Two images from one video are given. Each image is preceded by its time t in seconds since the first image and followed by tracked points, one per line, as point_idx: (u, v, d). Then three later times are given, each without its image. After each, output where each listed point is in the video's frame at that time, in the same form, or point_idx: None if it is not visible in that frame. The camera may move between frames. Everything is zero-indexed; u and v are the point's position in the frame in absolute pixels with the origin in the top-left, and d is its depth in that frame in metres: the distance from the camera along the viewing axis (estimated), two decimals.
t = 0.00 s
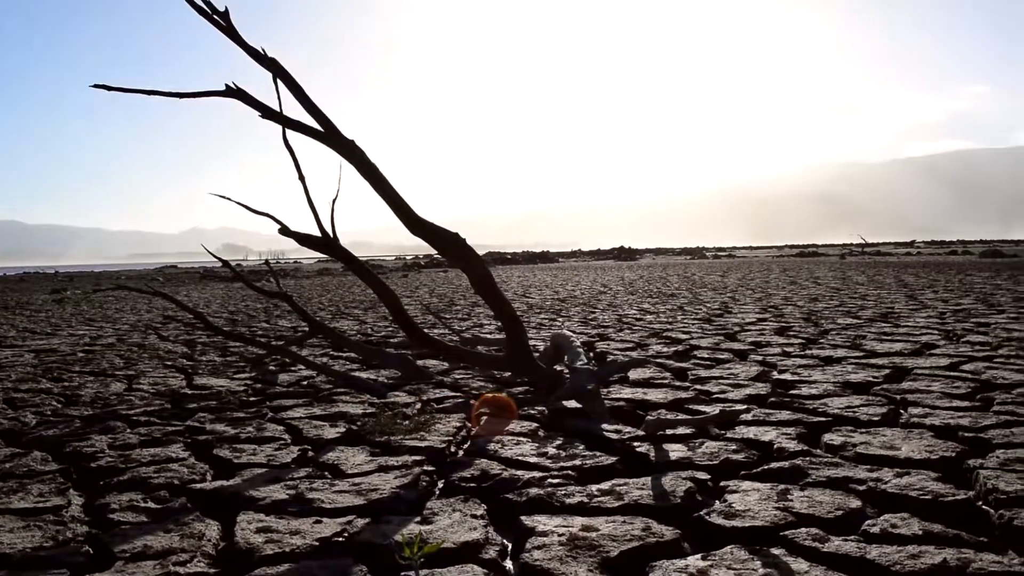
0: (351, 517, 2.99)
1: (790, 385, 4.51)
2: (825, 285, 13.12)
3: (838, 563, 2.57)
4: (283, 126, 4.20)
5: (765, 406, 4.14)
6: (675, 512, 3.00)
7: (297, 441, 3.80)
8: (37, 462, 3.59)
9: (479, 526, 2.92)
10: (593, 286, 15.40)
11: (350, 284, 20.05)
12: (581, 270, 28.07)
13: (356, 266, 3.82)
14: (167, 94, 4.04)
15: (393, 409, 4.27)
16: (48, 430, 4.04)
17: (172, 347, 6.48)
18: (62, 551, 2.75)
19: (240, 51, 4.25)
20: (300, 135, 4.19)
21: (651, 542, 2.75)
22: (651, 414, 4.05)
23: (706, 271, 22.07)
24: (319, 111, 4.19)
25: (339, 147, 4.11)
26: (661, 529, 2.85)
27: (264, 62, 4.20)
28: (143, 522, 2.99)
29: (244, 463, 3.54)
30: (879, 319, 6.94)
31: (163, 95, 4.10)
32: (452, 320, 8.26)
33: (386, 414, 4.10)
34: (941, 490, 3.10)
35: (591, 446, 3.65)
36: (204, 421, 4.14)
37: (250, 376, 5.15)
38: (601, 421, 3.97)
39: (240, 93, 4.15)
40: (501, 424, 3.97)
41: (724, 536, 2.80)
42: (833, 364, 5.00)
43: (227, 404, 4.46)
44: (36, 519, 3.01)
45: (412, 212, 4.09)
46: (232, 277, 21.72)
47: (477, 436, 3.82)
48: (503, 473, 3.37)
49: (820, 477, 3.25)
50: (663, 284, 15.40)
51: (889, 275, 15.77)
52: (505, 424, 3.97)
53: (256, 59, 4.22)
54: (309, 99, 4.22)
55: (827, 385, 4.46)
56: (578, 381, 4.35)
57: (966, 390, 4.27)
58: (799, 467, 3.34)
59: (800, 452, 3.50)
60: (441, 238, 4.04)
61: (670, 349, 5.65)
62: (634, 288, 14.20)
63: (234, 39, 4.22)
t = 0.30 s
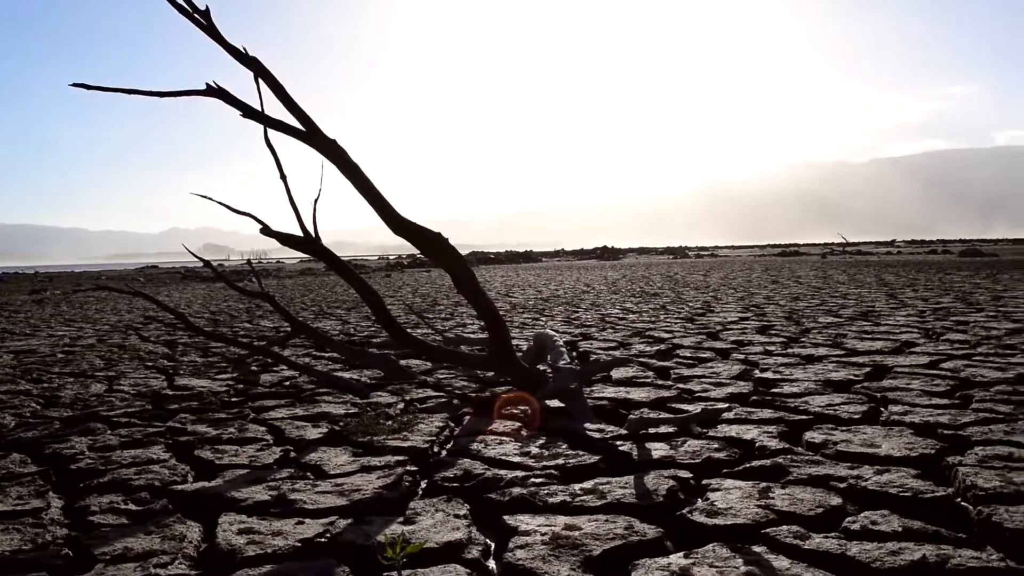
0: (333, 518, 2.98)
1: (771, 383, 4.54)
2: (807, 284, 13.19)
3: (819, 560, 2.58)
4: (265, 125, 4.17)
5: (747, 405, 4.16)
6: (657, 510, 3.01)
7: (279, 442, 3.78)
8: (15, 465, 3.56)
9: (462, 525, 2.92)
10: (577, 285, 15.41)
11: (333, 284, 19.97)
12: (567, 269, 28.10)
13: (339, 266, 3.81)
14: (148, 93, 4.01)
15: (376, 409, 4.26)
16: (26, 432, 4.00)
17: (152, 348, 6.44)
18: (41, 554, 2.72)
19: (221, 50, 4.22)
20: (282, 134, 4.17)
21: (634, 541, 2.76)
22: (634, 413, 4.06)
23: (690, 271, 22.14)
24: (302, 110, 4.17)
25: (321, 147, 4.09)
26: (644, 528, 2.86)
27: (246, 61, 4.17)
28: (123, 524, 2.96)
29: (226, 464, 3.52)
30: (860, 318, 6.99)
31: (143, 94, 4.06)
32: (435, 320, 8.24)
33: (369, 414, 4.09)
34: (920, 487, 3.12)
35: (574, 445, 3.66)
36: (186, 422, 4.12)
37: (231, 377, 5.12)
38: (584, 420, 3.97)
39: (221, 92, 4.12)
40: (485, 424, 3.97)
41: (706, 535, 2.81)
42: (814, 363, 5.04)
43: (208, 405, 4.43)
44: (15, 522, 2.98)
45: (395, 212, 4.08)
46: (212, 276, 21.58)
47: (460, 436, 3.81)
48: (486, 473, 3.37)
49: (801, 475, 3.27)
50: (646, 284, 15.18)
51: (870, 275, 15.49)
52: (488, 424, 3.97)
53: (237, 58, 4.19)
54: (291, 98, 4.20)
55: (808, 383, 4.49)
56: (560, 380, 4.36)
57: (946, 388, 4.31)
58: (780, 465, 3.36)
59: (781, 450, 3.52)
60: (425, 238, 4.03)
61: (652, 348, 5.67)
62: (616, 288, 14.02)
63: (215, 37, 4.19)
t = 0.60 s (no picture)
0: (315, 518, 2.97)
1: (752, 381, 4.57)
2: (788, 283, 13.25)
3: (799, 557, 2.60)
4: (246, 124, 4.15)
5: (727, 403, 4.18)
6: (639, 508, 3.02)
7: (260, 442, 3.77)
8: None
9: (444, 525, 2.92)
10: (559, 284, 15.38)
11: (316, 284, 19.88)
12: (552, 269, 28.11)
13: (320, 265, 3.79)
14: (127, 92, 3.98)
15: (358, 409, 4.25)
16: (4, 434, 3.96)
17: (132, 348, 6.39)
18: (19, 557, 2.69)
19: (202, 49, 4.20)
20: (263, 133, 4.15)
21: (615, 539, 2.77)
22: (616, 411, 4.07)
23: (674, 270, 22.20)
24: (283, 109, 4.15)
25: (302, 146, 4.07)
26: (625, 526, 2.87)
27: (226, 59, 4.15)
28: (103, 526, 2.94)
29: (206, 465, 3.50)
30: (839, 316, 7.03)
31: (122, 93, 4.03)
32: (418, 320, 8.23)
33: (350, 414, 4.08)
34: (899, 484, 3.15)
35: (556, 444, 3.67)
36: (165, 422, 4.09)
37: (212, 377, 5.09)
38: (565, 419, 3.98)
39: (201, 90, 4.10)
40: (466, 423, 3.97)
41: (687, 532, 2.82)
42: (794, 361, 5.07)
43: (189, 405, 4.41)
44: None
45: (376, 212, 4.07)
46: (192, 276, 21.39)
47: (441, 435, 3.81)
48: (467, 472, 3.37)
49: (781, 472, 3.29)
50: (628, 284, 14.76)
51: (849, 275, 15.10)
52: (470, 423, 3.97)
53: (217, 56, 4.16)
54: (272, 97, 4.18)
55: (788, 381, 4.52)
56: (542, 379, 4.36)
57: (924, 385, 4.35)
58: (760, 463, 3.38)
59: (761, 447, 3.54)
60: (406, 238, 4.03)
61: (634, 347, 5.68)
62: (598, 288, 13.67)
63: (195, 36, 4.17)
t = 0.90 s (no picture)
0: (296, 519, 2.96)
1: (733, 380, 4.59)
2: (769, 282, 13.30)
3: (780, 554, 2.61)
4: (226, 123, 4.13)
5: (709, 401, 4.20)
6: (621, 507, 3.03)
7: (241, 443, 3.75)
8: None
9: (426, 525, 2.91)
10: (542, 284, 15.38)
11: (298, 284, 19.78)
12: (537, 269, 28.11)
13: (302, 265, 3.78)
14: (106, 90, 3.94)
15: (340, 408, 4.23)
16: None
17: (111, 349, 6.34)
18: None
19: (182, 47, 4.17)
20: (244, 132, 4.13)
21: (597, 538, 2.77)
22: (598, 410, 4.08)
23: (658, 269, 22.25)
24: (263, 107, 4.13)
25: (283, 145, 4.06)
26: (607, 525, 2.88)
27: (206, 58, 4.12)
28: (82, 528, 2.92)
29: (187, 465, 3.47)
30: (819, 315, 7.09)
31: (100, 91, 4.00)
32: (401, 319, 8.21)
33: (332, 414, 4.06)
34: (878, 481, 3.17)
35: (538, 443, 3.67)
36: (146, 423, 4.06)
37: (192, 378, 5.06)
38: (548, 418, 3.98)
39: (181, 90, 4.07)
40: (448, 423, 3.96)
41: (669, 530, 2.83)
42: (775, 359, 5.10)
43: (169, 406, 4.38)
44: None
45: (358, 212, 4.06)
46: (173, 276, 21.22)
47: (423, 435, 3.80)
48: (449, 472, 3.37)
49: (762, 470, 3.31)
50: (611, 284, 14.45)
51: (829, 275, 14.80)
52: (452, 423, 3.96)
53: (197, 54, 4.14)
54: (252, 96, 4.16)
55: (769, 379, 4.55)
56: (524, 379, 4.36)
57: (903, 383, 4.39)
58: (742, 461, 3.40)
59: (743, 445, 3.56)
60: (389, 238, 4.02)
61: (616, 346, 5.70)
62: (581, 288, 13.41)
63: (175, 34, 4.14)
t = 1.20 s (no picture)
0: (278, 520, 2.95)
1: (716, 379, 4.61)
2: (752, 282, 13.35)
3: (762, 552, 2.62)
4: (208, 122, 4.10)
5: (691, 400, 4.21)
6: (604, 506, 3.03)
7: (223, 444, 3.72)
8: None
9: (409, 525, 2.90)
10: (526, 283, 15.37)
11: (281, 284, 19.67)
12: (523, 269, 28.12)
13: (285, 265, 3.76)
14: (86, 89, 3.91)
15: (323, 409, 4.22)
16: None
17: (91, 350, 6.28)
18: None
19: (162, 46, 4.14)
20: (225, 132, 4.11)
21: (580, 537, 2.78)
22: (581, 410, 4.08)
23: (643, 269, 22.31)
24: (245, 107, 4.11)
25: (265, 144, 4.03)
26: (590, 524, 2.88)
27: (187, 56, 4.09)
28: (61, 531, 2.89)
29: (168, 467, 3.45)
30: (802, 314, 7.14)
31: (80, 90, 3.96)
32: (384, 319, 8.19)
33: (314, 415, 4.04)
34: (860, 479, 3.19)
35: (521, 443, 3.66)
36: (126, 425, 4.03)
37: (174, 379, 5.03)
38: (531, 418, 3.98)
39: (162, 88, 4.04)
40: (432, 423, 3.95)
41: (652, 529, 2.84)
42: (758, 358, 5.12)
43: (150, 407, 4.35)
44: None
45: (341, 211, 4.04)
46: (155, 276, 21.06)
47: (407, 436, 3.79)
48: (433, 472, 3.36)
49: (744, 469, 3.32)
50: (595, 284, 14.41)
51: (811, 275, 14.69)
52: (435, 423, 3.96)
53: (178, 53, 4.11)
54: (233, 95, 4.14)
55: (752, 378, 4.57)
56: (508, 379, 4.36)
57: (885, 382, 4.42)
58: (724, 460, 3.41)
59: (726, 444, 3.57)
60: (371, 238, 4.01)
61: (600, 345, 5.70)
62: (565, 288, 13.36)
63: (156, 33, 4.11)
